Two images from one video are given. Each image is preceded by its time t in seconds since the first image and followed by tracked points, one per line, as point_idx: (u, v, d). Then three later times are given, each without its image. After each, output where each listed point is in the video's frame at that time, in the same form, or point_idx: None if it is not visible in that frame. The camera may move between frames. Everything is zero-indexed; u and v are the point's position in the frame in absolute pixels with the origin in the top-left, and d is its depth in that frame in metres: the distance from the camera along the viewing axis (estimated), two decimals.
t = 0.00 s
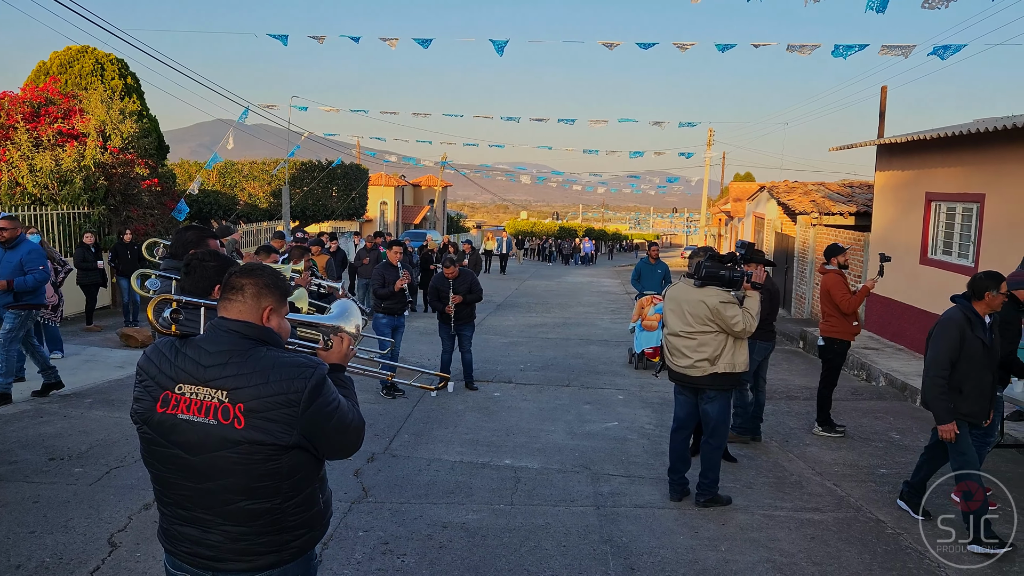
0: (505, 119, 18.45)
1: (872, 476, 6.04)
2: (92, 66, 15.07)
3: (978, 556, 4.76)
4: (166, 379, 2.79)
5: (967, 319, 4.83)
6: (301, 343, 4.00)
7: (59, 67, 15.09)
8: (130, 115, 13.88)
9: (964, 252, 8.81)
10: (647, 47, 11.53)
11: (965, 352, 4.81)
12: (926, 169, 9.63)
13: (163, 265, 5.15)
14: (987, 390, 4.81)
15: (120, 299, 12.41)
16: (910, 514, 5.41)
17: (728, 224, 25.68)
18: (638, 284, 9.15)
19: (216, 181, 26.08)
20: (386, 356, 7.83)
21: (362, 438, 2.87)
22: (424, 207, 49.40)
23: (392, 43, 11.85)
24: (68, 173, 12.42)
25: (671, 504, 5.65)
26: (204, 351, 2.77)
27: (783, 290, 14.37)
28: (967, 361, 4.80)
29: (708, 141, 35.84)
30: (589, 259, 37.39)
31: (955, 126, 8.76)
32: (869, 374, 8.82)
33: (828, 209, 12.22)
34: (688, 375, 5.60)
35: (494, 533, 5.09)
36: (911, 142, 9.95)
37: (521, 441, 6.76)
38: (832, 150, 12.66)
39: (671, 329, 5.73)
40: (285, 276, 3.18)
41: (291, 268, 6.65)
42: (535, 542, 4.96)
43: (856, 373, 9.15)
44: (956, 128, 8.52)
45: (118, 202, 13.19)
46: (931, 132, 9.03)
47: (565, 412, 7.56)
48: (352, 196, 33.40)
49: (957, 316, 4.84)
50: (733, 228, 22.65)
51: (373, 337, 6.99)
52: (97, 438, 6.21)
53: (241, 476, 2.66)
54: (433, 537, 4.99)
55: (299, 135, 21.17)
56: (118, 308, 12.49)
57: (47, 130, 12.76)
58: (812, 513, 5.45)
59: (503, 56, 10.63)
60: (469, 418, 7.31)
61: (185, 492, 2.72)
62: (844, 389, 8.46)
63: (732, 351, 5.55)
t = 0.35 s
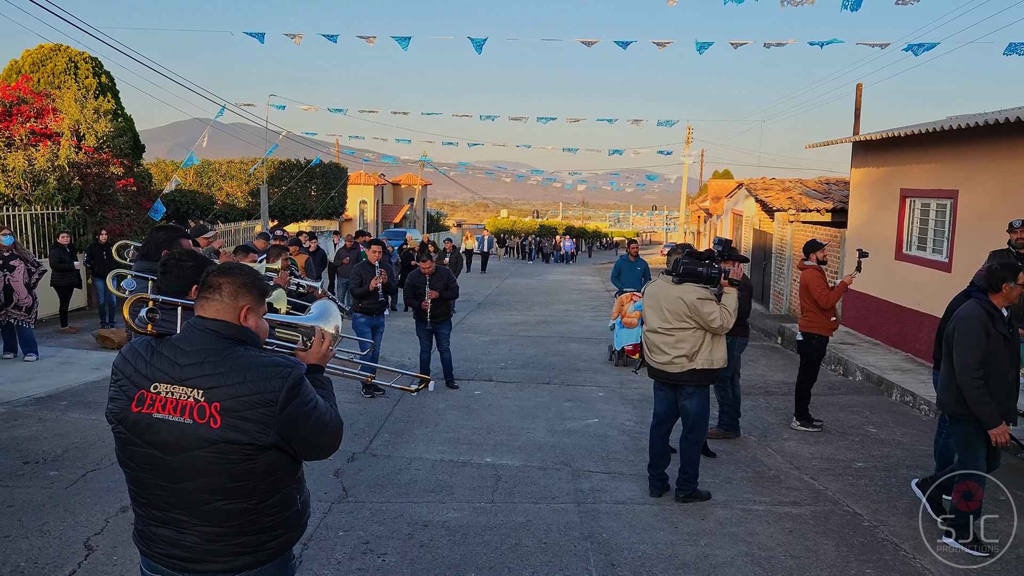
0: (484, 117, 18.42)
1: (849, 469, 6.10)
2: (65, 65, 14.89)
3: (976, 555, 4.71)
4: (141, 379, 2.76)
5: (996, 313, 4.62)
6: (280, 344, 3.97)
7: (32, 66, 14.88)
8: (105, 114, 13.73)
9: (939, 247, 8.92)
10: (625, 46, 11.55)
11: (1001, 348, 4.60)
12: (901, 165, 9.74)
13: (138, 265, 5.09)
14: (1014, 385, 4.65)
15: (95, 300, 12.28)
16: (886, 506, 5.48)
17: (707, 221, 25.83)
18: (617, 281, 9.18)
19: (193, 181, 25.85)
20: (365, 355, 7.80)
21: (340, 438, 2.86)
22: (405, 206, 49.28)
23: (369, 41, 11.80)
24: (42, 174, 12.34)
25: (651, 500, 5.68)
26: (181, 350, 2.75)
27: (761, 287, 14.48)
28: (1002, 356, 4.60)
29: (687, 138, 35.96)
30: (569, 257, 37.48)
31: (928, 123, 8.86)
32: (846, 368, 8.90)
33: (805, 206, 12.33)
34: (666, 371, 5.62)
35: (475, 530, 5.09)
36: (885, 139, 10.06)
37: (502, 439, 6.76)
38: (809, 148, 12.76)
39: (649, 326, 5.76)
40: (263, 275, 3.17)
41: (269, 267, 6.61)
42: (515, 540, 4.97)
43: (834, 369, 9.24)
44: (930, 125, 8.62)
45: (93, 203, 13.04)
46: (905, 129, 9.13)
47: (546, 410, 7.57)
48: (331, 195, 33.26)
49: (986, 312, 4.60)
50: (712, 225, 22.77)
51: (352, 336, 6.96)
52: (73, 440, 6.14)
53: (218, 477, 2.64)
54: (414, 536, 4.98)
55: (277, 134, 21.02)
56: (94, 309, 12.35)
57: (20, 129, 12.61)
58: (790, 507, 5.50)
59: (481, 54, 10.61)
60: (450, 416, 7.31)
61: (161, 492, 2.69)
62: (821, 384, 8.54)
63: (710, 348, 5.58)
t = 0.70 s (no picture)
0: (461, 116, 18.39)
1: (825, 465, 6.18)
2: (37, 64, 14.66)
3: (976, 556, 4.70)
4: (117, 380, 2.74)
5: None
6: (258, 344, 3.95)
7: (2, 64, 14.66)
8: (79, 114, 13.56)
9: (913, 245, 9.05)
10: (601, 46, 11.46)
11: None
12: (875, 164, 9.87)
13: (112, 267, 5.03)
14: None
15: (70, 302, 12.14)
16: (861, 500, 5.55)
17: (685, 219, 26.02)
18: (596, 280, 9.22)
19: (169, 181, 25.60)
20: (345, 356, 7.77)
21: (319, 439, 2.85)
22: (385, 207, 49.14)
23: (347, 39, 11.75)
24: (14, 174, 12.21)
25: (631, 497, 5.71)
26: (156, 350, 2.73)
27: (739, 285, 14.60)
28: None
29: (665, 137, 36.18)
30: (549, 257, 37.57)
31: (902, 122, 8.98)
32: (823, 365, 9.00)
33: (781, 204, 12.45)
34: (645, 369, 5.65)
35: (455, 529, 5.09)
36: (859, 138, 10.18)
37: (482, 438, 6.77)
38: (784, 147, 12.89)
39: (628, 324, 5.79)
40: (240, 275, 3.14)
41: (246, 268, 6.56)
42: (495, 538, 4.97)
43: (810, 365, 9.34)
44: (904, 124, 8.73)
45: (67, 203, 12.88)
46: (879, 128, 9.25)
47: (526, 409, 7.59)
48: (309, 195, 33.08)
49: None
50: (690, 224, 22.91)
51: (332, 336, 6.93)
52: (47, 444, 6.07)
53: (195, 477, 2.63)
54: (394, 536, 4.97)
55: (254, 134, 20.88)
56: (69, 311, 12.21)
57: None
58: (767, 502, 5.55)
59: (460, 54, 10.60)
60: (429, 416, 7.30)
61: (137, 492, 2.67)
62: (798, 381, 8.63)
63: (688, 345, 5.62)
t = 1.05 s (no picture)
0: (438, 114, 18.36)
1: (800, 460, 6.24)
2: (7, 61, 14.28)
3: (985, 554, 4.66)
4: (92, 380, 2.71)
5: None
6: (234, 345, 3.92)
7: None
8: (50, 112, 13.39)
9: (885, 243, 9.17)
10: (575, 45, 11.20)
11: None
12: (848, 163, 9.99)
13: (85, 267, 4.94)
14: None
15: (42, 303, 11.97)
16: (835, 495, 5.62)
17: (662, 218, 26.19)
18: (574, 278, 9.25)
19: (142, 180, 25.30)
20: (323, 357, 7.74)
21: (297, 439, 2.84)
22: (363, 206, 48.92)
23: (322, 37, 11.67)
24: None
25: (609, 494, 5.74)
26: (132, 350, 2.70)
27: (716, 283, 14.71)
28: None
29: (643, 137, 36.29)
30: (526, 255, 37.62)
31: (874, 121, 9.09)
32: (798, 362, 9.10)
33: (757, 203, 12.55)
34: (622, 366, 5.68)
35: (434, 529, 5.09)
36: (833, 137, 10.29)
37: (460, 437, 6.77)
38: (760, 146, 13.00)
39: (605, 322, 5.81)
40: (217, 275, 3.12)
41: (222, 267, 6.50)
42: (474, 537, 4.98)
43: (785, 362, 9.43)
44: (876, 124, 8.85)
45: (38, 203, 12.79)
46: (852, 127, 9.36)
47: (504, 407, 7.60)
48: (285, 194, 32.87)
49: None
50: (667, 223, 23.04)
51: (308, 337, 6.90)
52: (19, 447, 5.98)
53: (171, 477, 2.61)
54: (372, 536, 4.96)
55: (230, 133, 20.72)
56: (41, 312, 12.04)
57: None
58: (743, 498, 5.61)
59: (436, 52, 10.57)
60: (408, 415, 7.29)
61: (112, 493, 2.64)
62: (774, 377, 8.71)
63: (665, 344, 5.66)
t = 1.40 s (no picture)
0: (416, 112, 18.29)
1: (778, 456, 6.30)
2: None
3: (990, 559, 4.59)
4: (66, 381, 2.68)
5: None
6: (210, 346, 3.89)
7: None
8: (21, 109, 13.42)
9: (860, 240, 9.28)
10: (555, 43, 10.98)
11: None
12: (824, 161, 10.08)
13: (57, 267, 4.84)
14: None
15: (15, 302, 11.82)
16: (812, 490, 5.68)
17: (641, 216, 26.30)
18: (554, 276, 9.26)
19: (117, 178, 25.00)
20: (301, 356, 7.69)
21: (274, 439, 2.82)
22: (343, 204, 48.68)
23: (299, 33, 11.59)
24: None
25: (588, 491, 5.76)
26: (106, 349, 2.67)
27: (694, 280, 14.80)
28: None
29: (622, 135, 36.48)
30: (506, 253, 37.64)
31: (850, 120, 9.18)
32: (775, 358, 9.17)
33: (734, 200, 12.63)
34: (601, 364, 5.69)
35: (413, 527, 5.08)
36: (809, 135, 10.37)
37: (440, 435, 6.76)
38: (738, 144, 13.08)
39: (584, 320, 5.82)
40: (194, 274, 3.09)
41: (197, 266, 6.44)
42: (453, 535, 4.98)
43: (763, 358, 9.50)
44: (851, 122, 8.93)
45: (10, 202, 12.41)
46: (828, 126, 9.44)
47: (483, 405, 7.60)
48: (263, 192, 32.64)
49: None
50: (646, 221, 23.13)
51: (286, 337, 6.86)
52: None
53: (146, 478, 2.59)
54: (351, 535, 4.94)
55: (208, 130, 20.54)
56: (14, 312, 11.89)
57: None
58: (722, 494, 5.65)
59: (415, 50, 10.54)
60: (387, 414, 7.27)
61: (86, 495, 2.61)
62: (751, 373, 8.78)
63: (643, 341, 5.68)
